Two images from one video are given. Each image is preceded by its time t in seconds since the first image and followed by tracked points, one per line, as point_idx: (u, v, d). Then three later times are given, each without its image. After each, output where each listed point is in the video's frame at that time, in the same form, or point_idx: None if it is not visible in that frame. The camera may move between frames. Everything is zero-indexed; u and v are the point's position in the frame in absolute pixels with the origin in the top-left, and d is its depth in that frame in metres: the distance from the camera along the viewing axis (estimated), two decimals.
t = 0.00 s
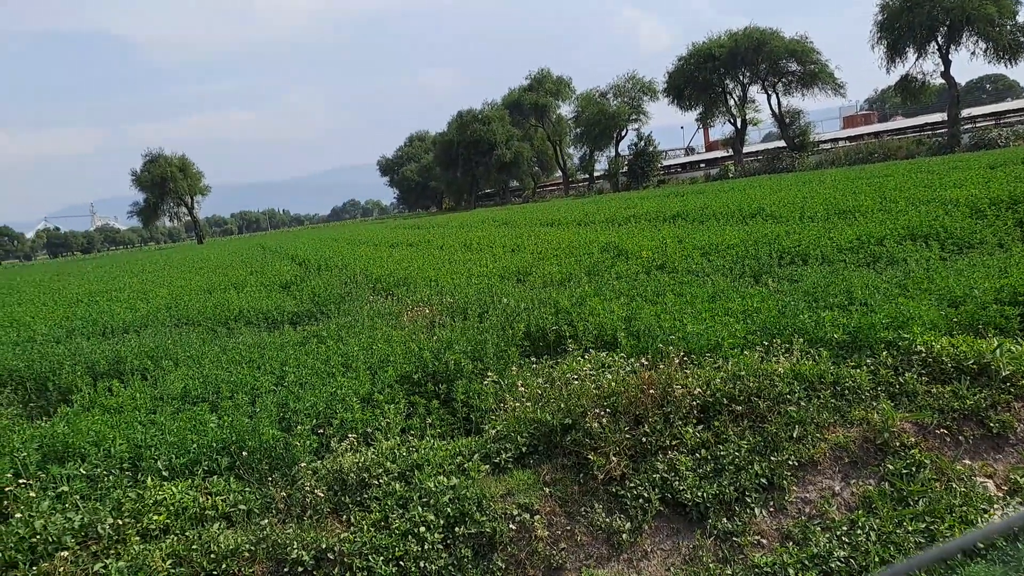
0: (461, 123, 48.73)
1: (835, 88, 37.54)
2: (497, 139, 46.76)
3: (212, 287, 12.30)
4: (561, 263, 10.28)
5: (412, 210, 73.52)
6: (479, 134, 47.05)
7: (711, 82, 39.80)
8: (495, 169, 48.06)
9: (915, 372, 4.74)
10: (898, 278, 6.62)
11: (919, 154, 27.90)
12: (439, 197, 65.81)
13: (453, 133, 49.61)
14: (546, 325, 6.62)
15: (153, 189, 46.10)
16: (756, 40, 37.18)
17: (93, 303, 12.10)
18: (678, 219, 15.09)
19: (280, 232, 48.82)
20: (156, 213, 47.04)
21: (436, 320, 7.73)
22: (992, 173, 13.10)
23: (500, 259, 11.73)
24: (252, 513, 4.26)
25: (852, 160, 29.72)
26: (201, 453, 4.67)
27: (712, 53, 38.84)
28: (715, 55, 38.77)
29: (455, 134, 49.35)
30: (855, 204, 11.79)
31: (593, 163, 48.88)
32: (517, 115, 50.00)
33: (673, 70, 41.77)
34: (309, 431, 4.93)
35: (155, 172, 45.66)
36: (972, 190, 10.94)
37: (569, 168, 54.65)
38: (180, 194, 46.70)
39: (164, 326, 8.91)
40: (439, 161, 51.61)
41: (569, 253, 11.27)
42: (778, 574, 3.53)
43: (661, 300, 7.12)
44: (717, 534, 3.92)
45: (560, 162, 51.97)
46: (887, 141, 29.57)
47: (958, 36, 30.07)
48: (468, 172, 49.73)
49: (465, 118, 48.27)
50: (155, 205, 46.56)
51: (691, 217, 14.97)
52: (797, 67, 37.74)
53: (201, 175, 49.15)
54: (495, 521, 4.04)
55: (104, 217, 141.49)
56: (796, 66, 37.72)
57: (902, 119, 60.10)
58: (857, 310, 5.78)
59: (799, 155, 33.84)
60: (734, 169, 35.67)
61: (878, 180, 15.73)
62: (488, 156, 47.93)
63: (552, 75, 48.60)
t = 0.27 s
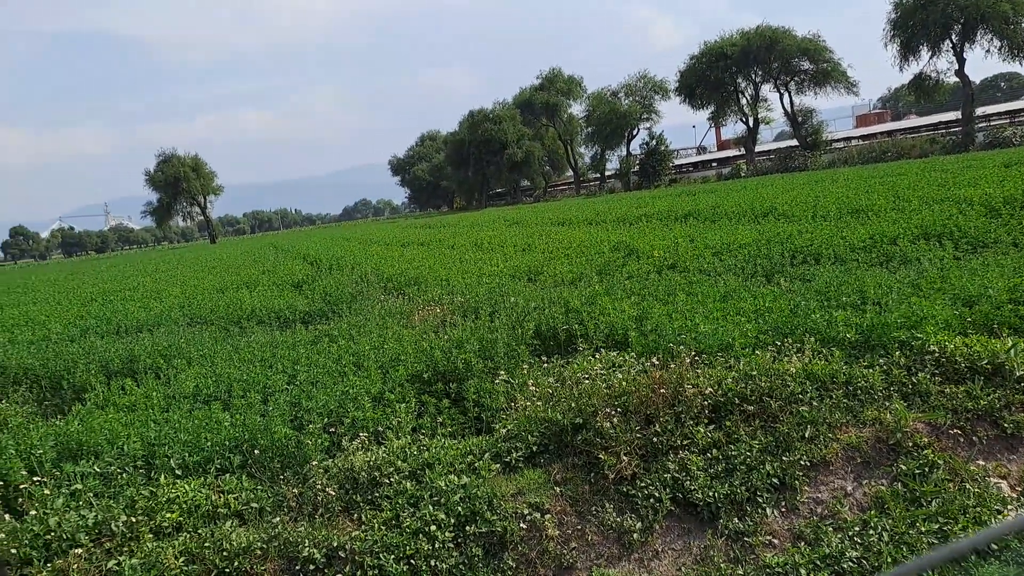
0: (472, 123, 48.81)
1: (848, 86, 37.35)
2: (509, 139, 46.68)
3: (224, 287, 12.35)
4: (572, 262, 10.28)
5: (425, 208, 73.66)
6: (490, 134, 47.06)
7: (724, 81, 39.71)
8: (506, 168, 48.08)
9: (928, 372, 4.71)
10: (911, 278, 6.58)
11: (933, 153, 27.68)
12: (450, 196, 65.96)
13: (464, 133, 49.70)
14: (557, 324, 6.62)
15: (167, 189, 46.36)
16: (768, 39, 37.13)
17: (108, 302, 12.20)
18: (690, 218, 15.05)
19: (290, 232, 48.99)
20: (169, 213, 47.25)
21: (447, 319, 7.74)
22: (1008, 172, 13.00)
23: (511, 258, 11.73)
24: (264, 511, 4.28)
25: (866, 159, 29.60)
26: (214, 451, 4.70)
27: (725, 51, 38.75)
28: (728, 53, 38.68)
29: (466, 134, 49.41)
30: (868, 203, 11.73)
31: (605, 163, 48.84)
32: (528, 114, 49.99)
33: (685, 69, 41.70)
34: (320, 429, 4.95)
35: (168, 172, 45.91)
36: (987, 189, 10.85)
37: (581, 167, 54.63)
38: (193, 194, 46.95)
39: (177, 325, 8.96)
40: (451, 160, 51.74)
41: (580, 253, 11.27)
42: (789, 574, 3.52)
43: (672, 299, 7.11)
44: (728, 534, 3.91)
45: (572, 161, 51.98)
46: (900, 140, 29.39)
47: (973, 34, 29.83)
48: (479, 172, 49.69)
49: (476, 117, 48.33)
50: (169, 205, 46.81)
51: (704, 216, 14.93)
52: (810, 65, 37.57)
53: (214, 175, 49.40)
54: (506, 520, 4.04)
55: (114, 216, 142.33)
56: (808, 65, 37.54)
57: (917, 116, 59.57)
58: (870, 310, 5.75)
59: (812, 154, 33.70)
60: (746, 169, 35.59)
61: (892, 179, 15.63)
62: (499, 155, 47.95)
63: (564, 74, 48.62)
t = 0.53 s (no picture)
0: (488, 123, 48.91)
1: (867, 84, 37.09)
2: (525, 138, 46.64)
3: (242, 286, 12.44)
4: (588, 262, 10.28)
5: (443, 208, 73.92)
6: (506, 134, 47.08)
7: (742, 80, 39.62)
8: (523, 168, 48.09)
9: (947, 372, 4.67)
10: (930, 278, 6.53)
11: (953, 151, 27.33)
12: (466, 196, 66.11)
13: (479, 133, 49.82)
14: (572, 324, 6.63)
15: (185, 189, 46.73)
16: (785, 37, 37.08)
17: (127, 301, 12.32)
18: (708, 218, 15.01)
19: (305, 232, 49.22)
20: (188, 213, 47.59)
21: (463, 319, 7.77)
22: None
23: (527, 258, 11.75)
24: (281, 509, 4.29)
25: (885, 158, 29.43)
26: (232, 450, 4.73)
27: (742, 50, 38.66)
28: (745, 52, 38.58)
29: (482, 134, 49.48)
30: (888, 202, 11.65)
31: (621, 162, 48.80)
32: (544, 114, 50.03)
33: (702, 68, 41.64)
34: (337, 428, 4.98)
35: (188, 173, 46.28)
36: (1009, 188, 10.73)
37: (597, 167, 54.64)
38: (211, 194, 47.31)
39: (195, 324, 9.03)
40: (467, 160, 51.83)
41: (596, 252, 11.28)
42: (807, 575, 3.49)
43: (688, 299, 7.09)
44: (745, 535, 3.89)
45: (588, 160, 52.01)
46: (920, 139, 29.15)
47: (993, 31, 29.50)
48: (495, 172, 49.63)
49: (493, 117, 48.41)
50: (188, 206, 47.14)
51: (721, 215, 14.89)
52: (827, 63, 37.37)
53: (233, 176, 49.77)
54: (522, 520, 4.04)
55: (127, 215, 143.51)
56: (825, 63, 37.35)
57: (937, 115, 58.94)
58: (889, 310, 5.71)
59: (831, 153, 33.53)
60: (763, 168, 35.50)
61: (912, 178, 15.51)
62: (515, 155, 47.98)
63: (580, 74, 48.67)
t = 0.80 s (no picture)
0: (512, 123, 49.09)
1: (897, 82, 36.66)
2: (550, 138, 46.66)
3: (268, 286, 12.58)
4: (612, 262, 10.28)
5: (468, 207, 74.35)
6: (530, 134, 47.21)
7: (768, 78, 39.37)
8: (547, 168, 48.13)
9: (978, 373, 4.60)
10: (960, 277, 6.44)
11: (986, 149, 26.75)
12: (490, 195, 66.37)
13: (503, 133, 50.00)
14: (596, 324, 6.63)
15: (213, 190, 47.29)
16: (813, 35, 36.86)
17: (156, 300, 12.53)
18: (733, 217, 14.93)
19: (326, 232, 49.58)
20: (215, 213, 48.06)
21: (487, 318, 7.81)
22: None
23: (551, 258, 11.76)
24: (307, 507, 4.31)
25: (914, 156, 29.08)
26: (259, 448, 4.78)
27: (769, 48, 38.42)
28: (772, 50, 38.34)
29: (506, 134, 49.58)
30: (918, 201, 11.51)
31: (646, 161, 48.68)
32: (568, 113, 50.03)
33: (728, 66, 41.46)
34: (361, 427, 5.02)
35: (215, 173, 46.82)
36: None
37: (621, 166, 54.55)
38: (238, 194, 47.74)
39: (223, 323, 9.15)
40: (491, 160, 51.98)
41: (620, 252, 11.29)
42: None
43: (714, 299, 7.07)
44: (771, 536, 3.84)
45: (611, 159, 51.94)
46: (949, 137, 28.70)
47: None
48: (519, 172, 49.67)
49: (516, 117, 48.64)
50: (215, 207, 47.66)
51: (747, 215, 14.82)
52: (855, 61, 36.98)
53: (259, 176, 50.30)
54: (546, 520, 4.03)
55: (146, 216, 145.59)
56: (854, 60, 36.99)
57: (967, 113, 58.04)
58: (918, 310, 5.64)
59: (859, 151, 33.21)
60: (791, 166, 35.30)
61: (943, 176, 15.31)
62: (539, 155, 48.08)
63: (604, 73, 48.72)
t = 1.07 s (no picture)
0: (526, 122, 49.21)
1: (914, 81, 36.42)
2: (564, 138, 46.74)
3: (283, 286, 12.67)
4: (625, 262, 10.29)
5: (482, 207, 74.46)
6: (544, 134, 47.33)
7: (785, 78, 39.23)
8: (560, 168, 48.17)
9: (995, 374, 4.56)
10: (977, 277, 6.40)
11: (1003, 147, 26.49)
12: (504, 196, 66.55)
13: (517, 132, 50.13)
14: (610, 324, 6.64)
15: (228, 190, 47.68)
16: (829, 33, 36.56)
17: (171, 300, 12.65)
18: (748, 217, 14.89)
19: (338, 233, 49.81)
20: (230, 213, 48.37)
21: (501, 318, 7.84)
22: None
23: (565, 258, 11.77)
24: (321, 507, 4.32)
25: (932, 155, 28.86)
26: (273, 447, 4.81)
27: (785, 47, 38.28)
28: (788, 50, 38.21)
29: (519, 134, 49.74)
30: (935, 200, 11.44)
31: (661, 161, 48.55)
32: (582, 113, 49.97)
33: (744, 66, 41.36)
34: (375, 427, 5.04)
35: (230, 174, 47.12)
36: None
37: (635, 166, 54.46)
38: (253, 194, 47.87)
39: (238, 323, 9.22)
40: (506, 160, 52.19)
41: (634, 252, 11.31)
42: None
43: (728, 299, 7.08)
44: (785, 537, 3.81)
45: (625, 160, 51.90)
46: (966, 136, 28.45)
47: None
48: (534, 172, 49.97)
49: (530, 117, 48.89)
50: (231, 206, 48.05)
51: (762, 214, 14.78)
52: (872, 60, 36.79)
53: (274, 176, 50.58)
54: (559, 520, 4.02)
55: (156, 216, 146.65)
56: (871, 59, 36.75)
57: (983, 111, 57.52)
58: (934, 310, 5.61)
59: (876, 151, 32.95)
60: (807, 165, 35.16)
61: (960, 176, 15.22)
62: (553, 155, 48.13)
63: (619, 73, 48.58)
